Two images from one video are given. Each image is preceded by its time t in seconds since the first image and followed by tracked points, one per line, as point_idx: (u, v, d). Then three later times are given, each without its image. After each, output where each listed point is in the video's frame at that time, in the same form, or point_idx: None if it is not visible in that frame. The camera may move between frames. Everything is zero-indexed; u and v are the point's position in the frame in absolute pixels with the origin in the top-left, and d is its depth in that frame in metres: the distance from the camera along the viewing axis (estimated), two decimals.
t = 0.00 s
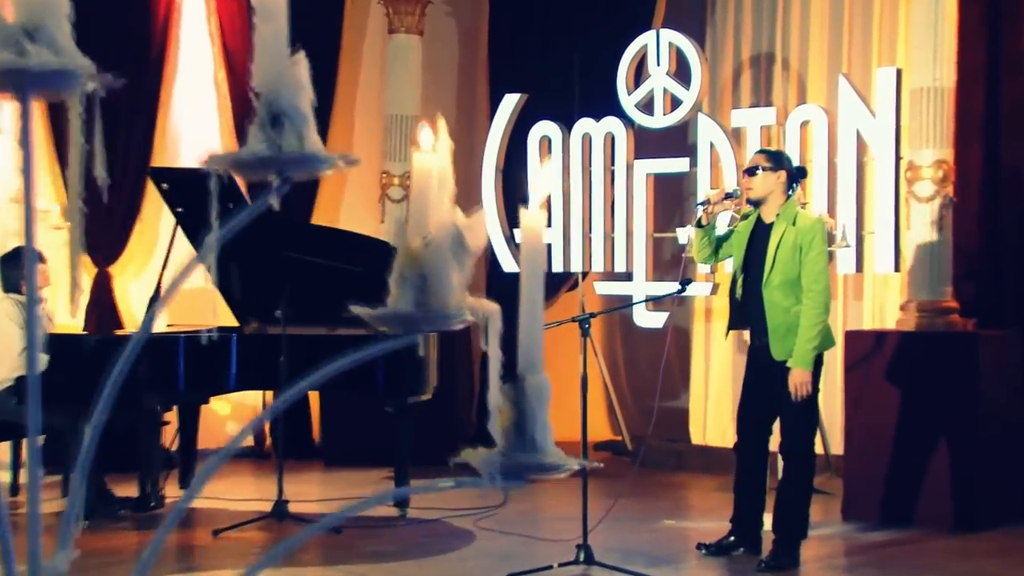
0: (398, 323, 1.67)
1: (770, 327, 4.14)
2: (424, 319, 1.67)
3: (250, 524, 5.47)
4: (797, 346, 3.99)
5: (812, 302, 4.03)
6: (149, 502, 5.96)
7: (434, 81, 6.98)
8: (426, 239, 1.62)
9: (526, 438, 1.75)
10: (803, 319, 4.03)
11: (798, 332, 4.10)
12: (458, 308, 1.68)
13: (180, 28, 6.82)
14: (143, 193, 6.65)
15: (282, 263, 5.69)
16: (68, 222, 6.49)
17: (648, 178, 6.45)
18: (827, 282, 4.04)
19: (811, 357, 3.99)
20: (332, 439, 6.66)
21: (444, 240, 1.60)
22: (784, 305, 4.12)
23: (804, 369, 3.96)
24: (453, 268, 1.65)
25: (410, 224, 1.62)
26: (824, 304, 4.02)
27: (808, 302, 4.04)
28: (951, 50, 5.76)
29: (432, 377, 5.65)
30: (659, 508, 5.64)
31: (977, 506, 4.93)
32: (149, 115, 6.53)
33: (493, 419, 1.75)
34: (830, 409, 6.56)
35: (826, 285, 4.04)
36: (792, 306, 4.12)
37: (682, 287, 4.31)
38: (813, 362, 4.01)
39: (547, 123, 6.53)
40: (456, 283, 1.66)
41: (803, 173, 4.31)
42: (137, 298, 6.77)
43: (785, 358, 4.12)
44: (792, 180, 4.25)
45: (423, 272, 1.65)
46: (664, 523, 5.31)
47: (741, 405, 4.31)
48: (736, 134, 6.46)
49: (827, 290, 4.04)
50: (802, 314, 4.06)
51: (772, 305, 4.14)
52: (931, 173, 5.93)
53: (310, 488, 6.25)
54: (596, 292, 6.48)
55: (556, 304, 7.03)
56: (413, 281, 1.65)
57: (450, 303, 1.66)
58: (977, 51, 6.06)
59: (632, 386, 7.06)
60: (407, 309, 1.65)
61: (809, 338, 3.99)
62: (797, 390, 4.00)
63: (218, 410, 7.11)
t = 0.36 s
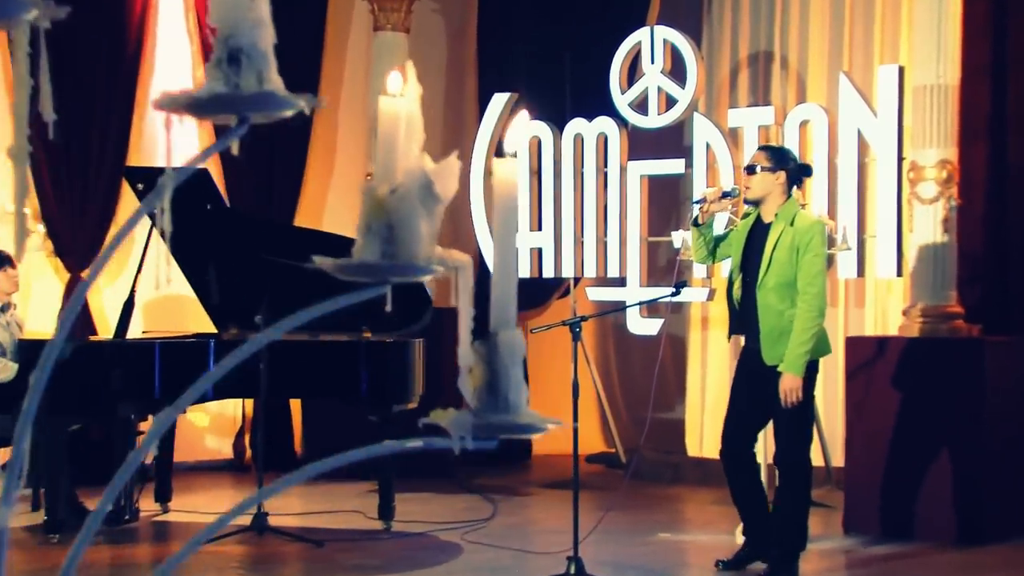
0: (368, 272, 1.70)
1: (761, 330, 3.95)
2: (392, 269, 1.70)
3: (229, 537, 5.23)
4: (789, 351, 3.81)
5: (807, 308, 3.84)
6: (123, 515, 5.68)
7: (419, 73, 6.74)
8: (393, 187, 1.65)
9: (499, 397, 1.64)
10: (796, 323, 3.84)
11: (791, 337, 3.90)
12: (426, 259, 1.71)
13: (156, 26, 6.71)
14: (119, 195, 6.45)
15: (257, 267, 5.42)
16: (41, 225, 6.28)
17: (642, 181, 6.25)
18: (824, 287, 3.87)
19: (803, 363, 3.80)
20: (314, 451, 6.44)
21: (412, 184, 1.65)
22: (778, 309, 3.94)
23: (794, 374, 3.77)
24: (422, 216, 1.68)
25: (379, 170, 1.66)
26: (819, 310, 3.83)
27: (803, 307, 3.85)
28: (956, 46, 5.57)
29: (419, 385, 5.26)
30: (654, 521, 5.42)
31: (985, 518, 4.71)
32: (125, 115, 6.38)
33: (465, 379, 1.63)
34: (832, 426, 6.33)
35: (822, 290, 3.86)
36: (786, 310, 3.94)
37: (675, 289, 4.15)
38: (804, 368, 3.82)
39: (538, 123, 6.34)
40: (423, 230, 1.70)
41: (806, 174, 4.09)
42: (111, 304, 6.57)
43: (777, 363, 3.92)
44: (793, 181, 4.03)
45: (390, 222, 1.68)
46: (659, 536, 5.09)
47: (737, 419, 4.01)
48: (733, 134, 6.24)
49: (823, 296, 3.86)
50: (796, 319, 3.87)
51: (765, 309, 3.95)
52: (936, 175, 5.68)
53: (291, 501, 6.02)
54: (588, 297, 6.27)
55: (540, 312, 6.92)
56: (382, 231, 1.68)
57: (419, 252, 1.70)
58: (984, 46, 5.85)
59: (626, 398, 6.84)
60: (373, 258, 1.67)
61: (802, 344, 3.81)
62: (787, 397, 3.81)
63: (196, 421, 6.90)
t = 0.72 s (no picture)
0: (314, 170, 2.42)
1: (750, 328, 3.84)
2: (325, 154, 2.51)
3: (207, 550, 5.01)
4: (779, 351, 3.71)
5: (798, 308, 3.75)
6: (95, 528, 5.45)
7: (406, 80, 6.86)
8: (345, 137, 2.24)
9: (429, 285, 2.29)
10: (786, 324, 3.74)
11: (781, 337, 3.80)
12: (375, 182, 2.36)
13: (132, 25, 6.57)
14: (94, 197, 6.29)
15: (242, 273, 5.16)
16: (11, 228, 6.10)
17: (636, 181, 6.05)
18: (815, 287, 3.78)
19: (793, 364, 3.70)
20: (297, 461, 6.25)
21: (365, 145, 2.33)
22: (768, 308, 3.84)
23: (784, 375, 3.68)
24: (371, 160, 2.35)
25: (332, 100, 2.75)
26: (810, 311, 3.75)
27: (793, 307, 3.76)
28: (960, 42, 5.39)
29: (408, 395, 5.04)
30: (648, 533, 5.21)
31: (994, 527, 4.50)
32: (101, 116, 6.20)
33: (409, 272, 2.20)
34: (833, 439, 6.07)
35: (813, 291, 3.77)
36: (776, 309, 3.83)
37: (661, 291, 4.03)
38: (795, 370, 3.72)
39: (528, 123, 6.21)
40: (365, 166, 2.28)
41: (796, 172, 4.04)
42: (85, 309, 6.41)
43: (766, 363, 3.83)
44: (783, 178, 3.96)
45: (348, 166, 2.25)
46: (652, 548, 4.88)
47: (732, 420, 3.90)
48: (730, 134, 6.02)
49: (815, 297, 3.77)
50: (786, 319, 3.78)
51: (755, 307, 3.85)
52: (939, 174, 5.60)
53: (272, 513, 5.81)
54: (580, 303, 6.09)
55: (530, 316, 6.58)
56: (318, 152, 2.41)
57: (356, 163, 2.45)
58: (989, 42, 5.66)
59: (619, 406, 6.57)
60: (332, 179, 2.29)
61: (792, 346, 3.71)
62: (775, 398, 3.72)
63: (173, 432, 6.70)
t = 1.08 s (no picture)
0: (294, 180, 1.33)
1: (740, 331, 3.67)
2: (321, 171, 1.31)
3: (183, 566, 4.77)
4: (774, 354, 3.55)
5: (792, 311, 3.60)
6: (67, 543, 5.17)
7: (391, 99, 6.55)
8: (321, 86, 1.32)
9: (440, 316, 1.57)
10: (781, 326, 3.59)
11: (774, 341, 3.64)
12: (362, 162, 1.33)
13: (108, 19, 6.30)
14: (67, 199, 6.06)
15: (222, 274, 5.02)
16: None
17: (629, 182, 5.86)
18: (809, 289, 3.64)
19: (790, 368, 3.53)
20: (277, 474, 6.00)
21: (344, 82, 1.32)
22: (760, 310, 3.68)
23: (782, 379, 3.50)
24: (356, 115, 1.33)
25: (311, 77, 1.36)
26: (805, 313, 3.60)
27: (787, 309, 3.61)
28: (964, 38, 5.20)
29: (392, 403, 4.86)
30: (643, 547, 4.98)
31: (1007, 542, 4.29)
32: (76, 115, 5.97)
33: (401, 297, 1.56)
34: (834, 451, 5.86)
35: (807, 293, 3.63)
36: (768, 312, 3.68)
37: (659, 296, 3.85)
38: (791, 374, 3.56)
39: (516, 122, 5.94)
40: (356, 130, 1.35)
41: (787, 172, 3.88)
42: (57, 316, 6.17)
43: (758, 368, 3.65)
44: (774, 175, 3.81)
45: (320, 119, 1.32)
46: (648, 563, 4.66)
47: (727, 422, 3.75)
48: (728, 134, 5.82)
49: (809, 299, 3.63)
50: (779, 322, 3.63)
51: (745, 309, 3.68)
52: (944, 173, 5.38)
53: (251, 528, 5.57)
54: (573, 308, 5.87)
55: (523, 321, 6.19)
56: (416, 296, 1.56)
57: (466, 325, 1.55)
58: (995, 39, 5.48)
59: (613, 418, 6.31)
60: (300, 159, 1.30)
61: (789, 350, 3.55)
62: (774, 405, 3.52)
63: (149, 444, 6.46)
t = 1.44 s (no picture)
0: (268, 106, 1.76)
1: (731, 336, 3.53)
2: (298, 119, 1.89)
3: None
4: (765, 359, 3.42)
5: (786, 315, 3.46)
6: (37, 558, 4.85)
7: (377, 67, 6.08)
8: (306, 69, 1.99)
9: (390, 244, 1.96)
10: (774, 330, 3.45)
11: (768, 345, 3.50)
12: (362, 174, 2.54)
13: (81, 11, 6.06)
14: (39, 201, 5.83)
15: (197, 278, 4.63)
16: None
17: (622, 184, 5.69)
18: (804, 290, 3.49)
19: (783, 372, 3.40)
20: (256, 488, 5.77)
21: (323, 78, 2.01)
22: (752, 314, 3.54)
23: (774, 384, 3.37)
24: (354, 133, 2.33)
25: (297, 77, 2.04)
26: (799, 316, 3.45)
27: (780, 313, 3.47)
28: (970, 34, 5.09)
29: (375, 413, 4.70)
30: (638, 563, 4.77)
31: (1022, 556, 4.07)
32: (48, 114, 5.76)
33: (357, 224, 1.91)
34: (834, 464, 5.66)
35: (801, 295, 3.48)
36: (761, 316, 3.54)
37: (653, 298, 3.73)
38: (784, 379, 3.42)
39: (506, 122, 5.76)
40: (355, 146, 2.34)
41: (782, 171, 3.71)
42: (28, 323, 5.94)
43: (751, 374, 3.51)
44: (768, 176, 3.64)
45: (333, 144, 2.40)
46: None
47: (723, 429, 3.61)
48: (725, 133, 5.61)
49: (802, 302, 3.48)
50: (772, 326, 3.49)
51: (736, 313, 3.54)
52: (947, 174, 5.22)
53: (228, 543, 5.34)
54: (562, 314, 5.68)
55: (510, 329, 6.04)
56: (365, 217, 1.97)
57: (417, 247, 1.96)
58: (999, 36, 5.29)
59: (606, 430, 6.09)
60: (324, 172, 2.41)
61: (781, 353, 3.43)
62: (765, 410, 3.40)
63: (124, 458, 6.22)
